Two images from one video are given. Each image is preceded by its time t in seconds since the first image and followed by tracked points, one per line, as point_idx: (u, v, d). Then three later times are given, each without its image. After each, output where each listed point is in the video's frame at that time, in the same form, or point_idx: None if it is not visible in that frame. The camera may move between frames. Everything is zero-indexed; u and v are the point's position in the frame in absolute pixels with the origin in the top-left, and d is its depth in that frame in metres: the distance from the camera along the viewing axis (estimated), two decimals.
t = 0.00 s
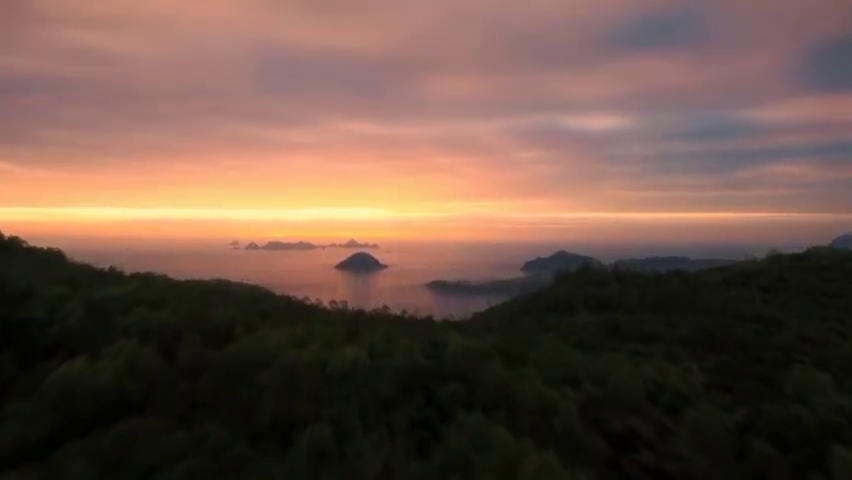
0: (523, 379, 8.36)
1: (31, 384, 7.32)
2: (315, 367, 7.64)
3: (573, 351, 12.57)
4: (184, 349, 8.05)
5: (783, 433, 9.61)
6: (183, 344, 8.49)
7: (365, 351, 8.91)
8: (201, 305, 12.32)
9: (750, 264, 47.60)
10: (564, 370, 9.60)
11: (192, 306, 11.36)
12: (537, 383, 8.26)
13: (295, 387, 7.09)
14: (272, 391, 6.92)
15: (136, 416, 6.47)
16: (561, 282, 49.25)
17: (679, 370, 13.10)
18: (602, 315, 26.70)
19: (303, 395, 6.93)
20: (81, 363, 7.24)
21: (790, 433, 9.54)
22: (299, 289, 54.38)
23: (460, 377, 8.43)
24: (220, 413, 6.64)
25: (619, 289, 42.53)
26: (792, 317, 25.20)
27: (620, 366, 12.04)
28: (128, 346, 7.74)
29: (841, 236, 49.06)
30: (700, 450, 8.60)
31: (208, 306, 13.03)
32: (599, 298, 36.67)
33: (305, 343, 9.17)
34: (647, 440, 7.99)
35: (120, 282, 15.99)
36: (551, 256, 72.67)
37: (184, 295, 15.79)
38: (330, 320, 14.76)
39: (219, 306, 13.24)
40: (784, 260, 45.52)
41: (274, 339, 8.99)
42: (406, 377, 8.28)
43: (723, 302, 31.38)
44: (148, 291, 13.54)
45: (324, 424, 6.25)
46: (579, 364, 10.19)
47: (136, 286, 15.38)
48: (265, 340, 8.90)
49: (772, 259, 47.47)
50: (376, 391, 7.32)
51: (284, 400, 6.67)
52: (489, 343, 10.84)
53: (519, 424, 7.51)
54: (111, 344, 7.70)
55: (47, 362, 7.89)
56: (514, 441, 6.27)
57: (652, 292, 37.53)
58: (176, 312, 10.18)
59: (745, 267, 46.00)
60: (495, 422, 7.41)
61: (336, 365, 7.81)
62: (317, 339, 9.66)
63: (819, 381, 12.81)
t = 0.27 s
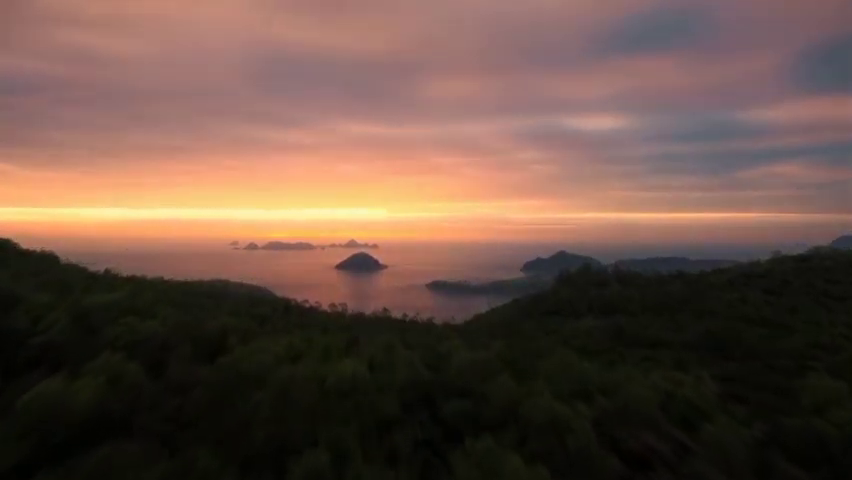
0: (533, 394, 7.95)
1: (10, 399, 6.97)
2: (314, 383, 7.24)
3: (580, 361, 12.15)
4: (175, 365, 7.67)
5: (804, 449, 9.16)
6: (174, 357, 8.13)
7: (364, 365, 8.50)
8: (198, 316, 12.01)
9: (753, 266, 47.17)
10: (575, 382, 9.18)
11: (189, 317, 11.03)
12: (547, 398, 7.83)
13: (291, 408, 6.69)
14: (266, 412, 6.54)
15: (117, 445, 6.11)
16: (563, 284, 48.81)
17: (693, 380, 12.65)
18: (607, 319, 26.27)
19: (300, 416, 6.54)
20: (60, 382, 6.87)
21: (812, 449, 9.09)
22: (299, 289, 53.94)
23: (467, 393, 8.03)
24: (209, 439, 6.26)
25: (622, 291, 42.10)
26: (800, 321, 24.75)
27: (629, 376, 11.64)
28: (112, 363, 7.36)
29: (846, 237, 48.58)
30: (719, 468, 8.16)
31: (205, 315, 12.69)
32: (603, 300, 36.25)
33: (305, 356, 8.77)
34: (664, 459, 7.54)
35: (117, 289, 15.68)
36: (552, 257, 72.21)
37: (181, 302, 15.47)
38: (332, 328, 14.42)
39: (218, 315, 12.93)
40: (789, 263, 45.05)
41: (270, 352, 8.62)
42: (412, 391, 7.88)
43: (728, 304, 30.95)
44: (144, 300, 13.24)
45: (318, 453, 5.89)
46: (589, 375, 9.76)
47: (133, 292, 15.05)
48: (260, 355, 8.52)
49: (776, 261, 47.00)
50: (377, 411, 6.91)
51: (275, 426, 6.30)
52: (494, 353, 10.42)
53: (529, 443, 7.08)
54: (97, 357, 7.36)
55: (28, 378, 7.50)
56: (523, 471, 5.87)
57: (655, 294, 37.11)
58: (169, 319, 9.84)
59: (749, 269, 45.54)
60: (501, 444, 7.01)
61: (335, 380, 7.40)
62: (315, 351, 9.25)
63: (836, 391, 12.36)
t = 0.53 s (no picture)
0: (544, 410, 7.51)
1: None
2: (309, 404, 6.83)
3: (589, 372, 11.72)
4: (162, 383, 7.29)
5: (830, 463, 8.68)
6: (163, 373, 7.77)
7: (364, 380, 8.07)
8: (193, 324, 11.66)
9: (757, 267, 46.67)
10: (586, 397, 8.75)
11: (184, 325, 10.67)
12: (559, 415, 7.37)
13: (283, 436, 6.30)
14: (256, 441, 6.14)
15: None
16: (565, 286, 48.42)
17: (707, 392, 12.20)
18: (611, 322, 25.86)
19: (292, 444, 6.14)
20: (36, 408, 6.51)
21: (838, 464, 8.62)
22: (299, 289, 53.52)
23: (473, 410, 7.61)
24: (194, 472, 5.89)
25: (625, 293, 41.72)
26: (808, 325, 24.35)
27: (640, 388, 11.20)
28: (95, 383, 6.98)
29: (850, 238, 48.22)
30: None
31: (201, 323, 12.33)
32: (606, 302, 35.85)
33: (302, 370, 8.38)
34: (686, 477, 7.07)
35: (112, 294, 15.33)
36: (554, 257, 71.73)
37: (179, 309, 15.12)
38: (332, 335, 14.03)
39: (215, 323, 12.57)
40: (793, 264, 44.66)
41: (265, 366, 8.23)
42: (415, 408, 7.45)
43: (733, 308, 30.49)
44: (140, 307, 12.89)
45: None
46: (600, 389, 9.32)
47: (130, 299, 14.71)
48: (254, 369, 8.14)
49: (780, 262, 46.63)
50: (376, 434, 6.50)
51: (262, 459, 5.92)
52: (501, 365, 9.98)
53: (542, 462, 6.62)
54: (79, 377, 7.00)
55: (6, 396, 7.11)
56: None
57: (659, 297, 36.71)
58: (161, 327, 9.47)
59: (753, 270, 45.16)
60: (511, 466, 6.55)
61: (332, 398, 6.98)
62: (313, 363, 8.82)
63: None
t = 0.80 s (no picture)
0: (556, 429, 7.04)
1: None
2: (304, 424, 6.38)
3: (599, 383, 11.23)
4: (145, 401, 6.82)
5: None
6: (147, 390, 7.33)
7: (363, 397, 7.57)
8: (186, 332, 11.22)
9: (760, 269, 46.24)
10: (598, 412, 8.29)
11: (175, 334, 10.23)
12: (575, 435, 6.87)
13: (273, 463, 5.86)
14: (244, 471, 5.67)
15: None
16: (567, 287, 48.06)
17: (722, 402, 11.71)
18: (615, 327, 25.44)
19: (283, 472, 5.69)
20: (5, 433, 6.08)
21: None
22: (298, 289, 53.00)
23: (480, 428, 7.14)
24: None
25: (627, 295, 41.34)
26: (816, 329, 23.91)
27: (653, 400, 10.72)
28: (72, 403, 6.54)
29: None
30: None
31: (196, 331, 11.89)
32: (608, 304, 35.48)
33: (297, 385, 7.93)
34: None
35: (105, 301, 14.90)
36: (554, 258, 71.26)
37: (173, 317, 14.68)
38: (332, 342, 13.57)
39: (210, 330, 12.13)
40: (797, 266, 44.30)
41: (257, 379, 7.78)
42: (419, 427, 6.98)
43: (737, 311, 30.04)
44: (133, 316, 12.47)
45: None
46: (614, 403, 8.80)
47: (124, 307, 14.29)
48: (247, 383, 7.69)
49: (783, 264, 46.27)
50: (375, 460, 6.02)
51: None
52: (508, 378, 9.49)
53: None
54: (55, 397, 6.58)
55: None
56: None
57: (662, 300, 36.34)
58: (150, 336, 9.03)
59: (756, 273, 44.81)
60: None
61: (327, 420, 6.50)
62: (310, 376, 8.33)
63: None
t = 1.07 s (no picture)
0: (569, 450, 6.64)
1: None
2: (296, 448, 6.00)
3: (607, 396, 10.82)
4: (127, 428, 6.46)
5: None
6: (131, 409, 6.98)
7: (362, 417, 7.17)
8: (180, 342, 10.89)
9: (764, 271, 45.81)
10: (611, 431, 7.85)
11: (167, 344, 9.89)
12: (587, 457, 6.44)
13: None
14: None
15: None
16: (568, 289, 47.64)
17: (735, 413, 11.28)
18: (620, 331, 25.01)
19: None
20: None
21: None
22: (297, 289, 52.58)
23: (488, 447, 6.76)
24: None
25: (629, 297, 40.91)
26: (824, 333, 23.46)
27: (667, 414, 10.32)
28: (48, 425, 6.18)
29: None
30: None
31: (190, 339, 11.56)
32: (610, 306, 35.06)
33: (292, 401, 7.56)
34: None
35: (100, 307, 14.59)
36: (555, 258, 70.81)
37: (169, 324, 14.34)
38: (331, 350, 13.21)
39: (205, 339, 11.79)
40: (801, 268, 43.86)
41: (250, 396, 7.39)
42: (423, 446, 6.59)
43: (743, 314, 29.60)
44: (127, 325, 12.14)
45: None
46: (628, 419, 8.37)
47: (119, 313, 13.96)
48: (239, 399, 7.32)
49: (787, 266, 45.83)
50: None
51: None
52: (515, 394, 9.08)
53: None
54: (30, 417, 6.25)
55: None
56: None
57: (666, 302, 35.92)
58: (139, 347, 8.69)
59: (760, 274, 44.36)
60: None
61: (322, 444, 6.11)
62: (306, 392, 7.94)
63: None
